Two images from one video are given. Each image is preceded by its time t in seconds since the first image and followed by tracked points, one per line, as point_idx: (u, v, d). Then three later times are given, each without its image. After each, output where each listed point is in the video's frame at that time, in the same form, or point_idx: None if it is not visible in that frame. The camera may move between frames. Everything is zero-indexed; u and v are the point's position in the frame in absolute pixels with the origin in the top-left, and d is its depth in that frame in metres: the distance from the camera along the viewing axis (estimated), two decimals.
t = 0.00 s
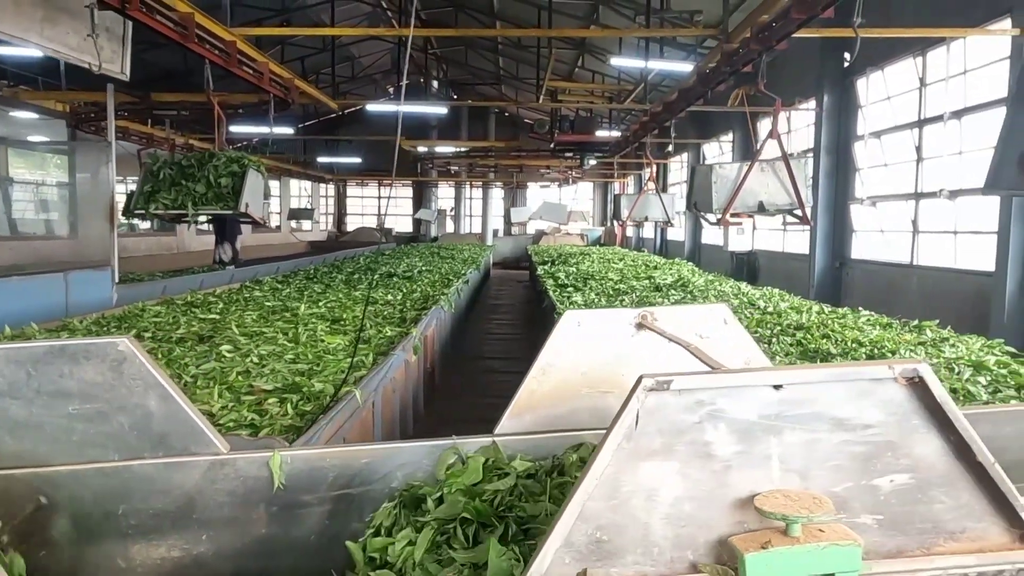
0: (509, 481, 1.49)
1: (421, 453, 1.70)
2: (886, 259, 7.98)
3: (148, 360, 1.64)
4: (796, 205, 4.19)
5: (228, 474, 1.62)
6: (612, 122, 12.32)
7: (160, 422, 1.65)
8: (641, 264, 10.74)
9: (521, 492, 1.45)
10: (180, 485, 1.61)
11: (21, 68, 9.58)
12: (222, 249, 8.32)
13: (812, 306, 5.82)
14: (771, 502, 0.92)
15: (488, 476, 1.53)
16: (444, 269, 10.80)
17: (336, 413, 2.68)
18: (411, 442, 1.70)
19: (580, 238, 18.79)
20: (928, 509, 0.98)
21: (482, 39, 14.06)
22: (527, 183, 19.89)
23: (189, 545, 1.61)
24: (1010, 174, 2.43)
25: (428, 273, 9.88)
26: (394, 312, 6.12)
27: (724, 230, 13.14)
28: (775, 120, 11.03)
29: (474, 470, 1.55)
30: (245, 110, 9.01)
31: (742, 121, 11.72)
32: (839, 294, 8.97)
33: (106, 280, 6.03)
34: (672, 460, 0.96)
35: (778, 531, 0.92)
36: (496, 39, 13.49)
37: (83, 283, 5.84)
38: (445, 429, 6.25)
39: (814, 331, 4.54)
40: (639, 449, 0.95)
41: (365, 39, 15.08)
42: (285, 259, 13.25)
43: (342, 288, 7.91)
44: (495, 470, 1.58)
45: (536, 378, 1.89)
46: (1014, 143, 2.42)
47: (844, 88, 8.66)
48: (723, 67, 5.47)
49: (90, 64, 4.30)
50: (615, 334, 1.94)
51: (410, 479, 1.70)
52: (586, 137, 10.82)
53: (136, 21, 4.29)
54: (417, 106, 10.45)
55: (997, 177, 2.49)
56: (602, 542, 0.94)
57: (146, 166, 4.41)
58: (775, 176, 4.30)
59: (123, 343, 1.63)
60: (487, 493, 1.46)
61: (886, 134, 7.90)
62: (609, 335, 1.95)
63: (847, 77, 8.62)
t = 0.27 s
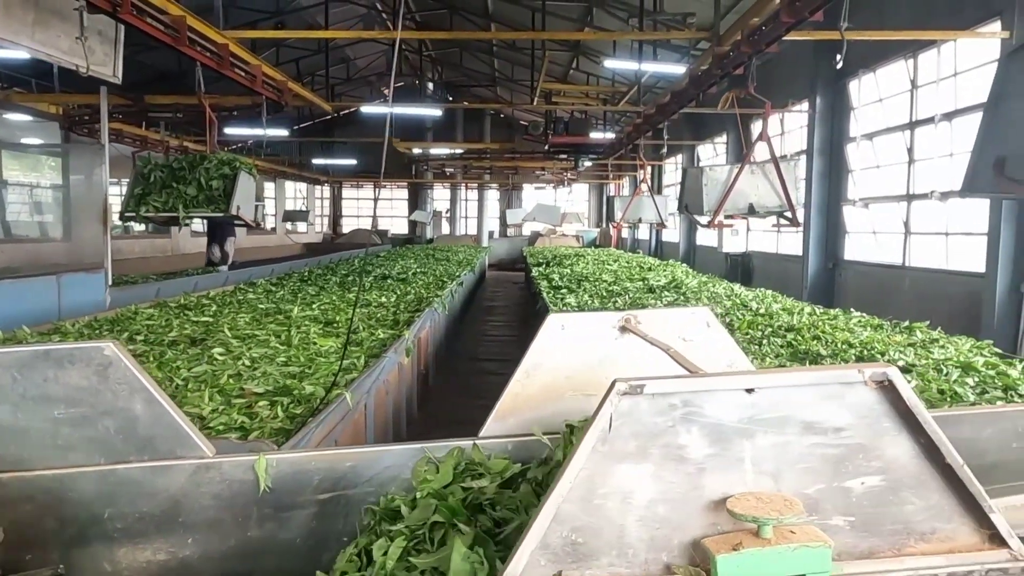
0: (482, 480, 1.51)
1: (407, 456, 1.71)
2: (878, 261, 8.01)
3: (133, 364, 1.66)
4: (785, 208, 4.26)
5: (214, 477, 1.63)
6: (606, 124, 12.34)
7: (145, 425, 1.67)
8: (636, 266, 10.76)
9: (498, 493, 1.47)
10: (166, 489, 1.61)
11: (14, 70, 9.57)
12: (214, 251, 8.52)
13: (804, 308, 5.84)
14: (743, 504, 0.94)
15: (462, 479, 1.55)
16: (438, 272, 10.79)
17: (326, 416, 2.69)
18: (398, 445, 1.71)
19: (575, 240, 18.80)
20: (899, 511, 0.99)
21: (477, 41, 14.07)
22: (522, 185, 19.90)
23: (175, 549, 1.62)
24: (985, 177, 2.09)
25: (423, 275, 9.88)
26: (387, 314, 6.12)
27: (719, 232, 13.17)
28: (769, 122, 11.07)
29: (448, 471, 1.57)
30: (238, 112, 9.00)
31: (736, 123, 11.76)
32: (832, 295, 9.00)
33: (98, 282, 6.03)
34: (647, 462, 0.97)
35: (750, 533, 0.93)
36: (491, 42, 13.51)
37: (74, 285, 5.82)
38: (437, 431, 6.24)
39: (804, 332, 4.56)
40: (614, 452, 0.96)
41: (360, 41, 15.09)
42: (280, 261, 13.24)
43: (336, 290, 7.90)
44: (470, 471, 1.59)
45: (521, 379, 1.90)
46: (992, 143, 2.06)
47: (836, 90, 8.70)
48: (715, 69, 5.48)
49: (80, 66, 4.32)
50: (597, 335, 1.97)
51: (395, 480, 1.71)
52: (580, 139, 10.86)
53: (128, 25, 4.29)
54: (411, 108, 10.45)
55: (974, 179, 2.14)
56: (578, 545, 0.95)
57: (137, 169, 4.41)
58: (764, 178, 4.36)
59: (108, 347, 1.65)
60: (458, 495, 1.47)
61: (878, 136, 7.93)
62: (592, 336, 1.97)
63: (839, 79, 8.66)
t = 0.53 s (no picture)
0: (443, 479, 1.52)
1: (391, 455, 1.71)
2: (870, 261, 8.04)
3: (116, 366, 1.67)
4: (774, 207, 4.33)
5: (197, 478, 1.63)
6: (600, 125, 12.36)
7: (127, 426, 1.67)
8: (630, 267, 10.78)
9: (458, 487, 1.47)
10: (149, 490, 1.61)
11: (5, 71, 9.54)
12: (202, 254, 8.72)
13: (796, 308, 5.86)
14: (716, 503, 0.94)
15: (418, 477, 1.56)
16: (432, 272, 10.79)
17: (314, 417, 2.68)
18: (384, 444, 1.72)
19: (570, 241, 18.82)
20: (873, 509, 0.99)
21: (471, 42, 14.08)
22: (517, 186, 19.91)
23: (158, 550, 1.62)
24: (961, 180, 1.75)
25: (416, 276, 9.88)
26: (379, 315, 6.11)
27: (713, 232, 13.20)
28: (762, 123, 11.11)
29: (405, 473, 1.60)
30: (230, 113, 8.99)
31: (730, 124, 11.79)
32: (825, 296, 9.04)
33: (90, 283, 6.02)
34: (622, 461, 0.97)
35: (724, 531, 0.94)
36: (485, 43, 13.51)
37: (67, 287, 5.81)
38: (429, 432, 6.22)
39: (795, 332, 4.57)
40: (589, 451, 0.97)
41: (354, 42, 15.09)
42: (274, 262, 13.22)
43: (329, 291, 7.89)
44: (434, 469, 1.61)
45: (505, 381, 1.90)
46: (966, 142, 1.73)
47: (828, 91, 8.73)
48: (706, 70, 5.49)
49: (68, 67, 4.32)
50: (579, 332, 1.98)
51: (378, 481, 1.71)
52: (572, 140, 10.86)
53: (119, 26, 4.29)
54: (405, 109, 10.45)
55: (947, 183, 1.82)
56: (553, 544, 0.95)
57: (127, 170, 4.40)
58: (754, 178, 4.43)
59: (90, 348, 1.66)
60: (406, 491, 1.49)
61: (870, 137, 7.96)
62: (576, 336, 1.98)
63: (831, 80, 8.68)
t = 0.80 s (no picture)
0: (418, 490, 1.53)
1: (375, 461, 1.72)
2: (863, 263, 8.06)
3: (99, 371, 1.67)
4: (766, 209, 4.37)
5: (182, 484, 1.62)
6: (595, 126, 12.38)
7: (110, 432, 1.67)
8: (624, 269, 10.79)
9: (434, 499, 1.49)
10: (134, 496, 1.60)
11: None
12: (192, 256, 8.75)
13: (789, 310, 5.88)
14: (695, 511, 0.94)
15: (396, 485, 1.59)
16: (427, 274, 10.78)
17: (303, 421, 2.67)
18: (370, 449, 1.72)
19: (566, 242, 18.83)
20: (852, 515, 0.99)
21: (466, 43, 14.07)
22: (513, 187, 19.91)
23: (143, 556, 1.61)
24: (945, 181, 1.77)
25: (411, 278, 9.87)
26: (373, 317, 6.10)
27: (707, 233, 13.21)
28: (755, 125, 11.16)
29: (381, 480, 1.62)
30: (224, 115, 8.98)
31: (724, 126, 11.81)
32: (819, 298, 9.05)
33: (83, 286, 5.98)
34: (601, 468, 0.97)
35: (702, 538, 0.94)
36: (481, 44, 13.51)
37: (60, 290, 5.79)
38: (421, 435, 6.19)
39: (787, 334, 4.58)
40: (568, 459, 0.96)
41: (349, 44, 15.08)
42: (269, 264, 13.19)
43: (323, 293, 7.88)
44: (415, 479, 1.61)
45: (489, 387, 1.89)
46: (951, 143, 1.75)
47: (822, 93, 8.75)
48: (699, 72, 5.50)
49: (57, 68, 4.28)
50: (563, 338, 1.96)
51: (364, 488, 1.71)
52: (567, 141, 10.87)
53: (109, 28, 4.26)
54: (399, 111, 10.44)
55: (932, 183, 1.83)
56: (530, 552, 0.95)
57: (117, 172, 4.38)
58: (746, 180, 4.46)
59: (73, 353, 1.67)
60: (385, 499, 1.52)
61: (863, 139, 7.98)
62: (559, 343, 1.97)
63: (825, 82, 8.70)
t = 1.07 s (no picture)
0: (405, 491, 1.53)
1: (362, 462, 1.72)
2: (857, 265, 8.08)
3: (84, 372, 1.68)
4: (757, 211, 4.41)
5: (167, 485, 1.62)
6: (590, 128, 12.39)
7: (96, 432, 1.68)
8: (619, 270, 10.80)
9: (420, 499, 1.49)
10: (118, 497, 1.60)
11: None
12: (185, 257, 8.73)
13: (782, 311, 5.90)
14: (671, 509, 0.94)
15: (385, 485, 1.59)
16: (422, 276, 10.77)
17: (293, 422, 2.68)
18: (357, 449, 1.72)
19: (562, 243, 18.85)
20: (830, 514, 1.00)
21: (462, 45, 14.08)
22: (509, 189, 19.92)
23: (128, 557, 1.61)
24: (932, 182, 1.77)
25: (405, 279, 9.86)
26: (366, 318, 6.10)
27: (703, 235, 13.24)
28: (750, 127, 11.19)
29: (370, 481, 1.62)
30: (218, 117, 8.97)
31: (719, 127, 11.84)
32: (813, 299, 9.08)
33: (77, 287, 5.96)
34: (578, 468, 0.97)
35: (679, 537, 0.94)
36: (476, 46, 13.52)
37: (53, 291, 5.76)
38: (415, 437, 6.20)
39: (779, 335, 4.59)
40: (545, 458, 0.97)
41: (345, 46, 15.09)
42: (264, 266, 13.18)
43: (317, 295, 7.87)
44: (402, 479, 1.61)
45: (476, 388, 1.89)
46: (935, 145, 1.76)
47: (815, 95, 8.77)
48: (692, 74, 5.50)
49: (47, 69, 4.26)
50: (551, 340, 1.96)
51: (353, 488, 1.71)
52: (562, 143, 10.89)
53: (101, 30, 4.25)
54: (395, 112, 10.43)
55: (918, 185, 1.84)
56: (508, 551, 0.95)
57: (108, 174, 4.37)
58: (738, 180, 4.50)
59: (58, 354, 1.67)
60: (373, 503, 1.51)
61: (857, 140, 8.00)
62: (546, 344, 1.97)
63: (818, 84, 8.72)
